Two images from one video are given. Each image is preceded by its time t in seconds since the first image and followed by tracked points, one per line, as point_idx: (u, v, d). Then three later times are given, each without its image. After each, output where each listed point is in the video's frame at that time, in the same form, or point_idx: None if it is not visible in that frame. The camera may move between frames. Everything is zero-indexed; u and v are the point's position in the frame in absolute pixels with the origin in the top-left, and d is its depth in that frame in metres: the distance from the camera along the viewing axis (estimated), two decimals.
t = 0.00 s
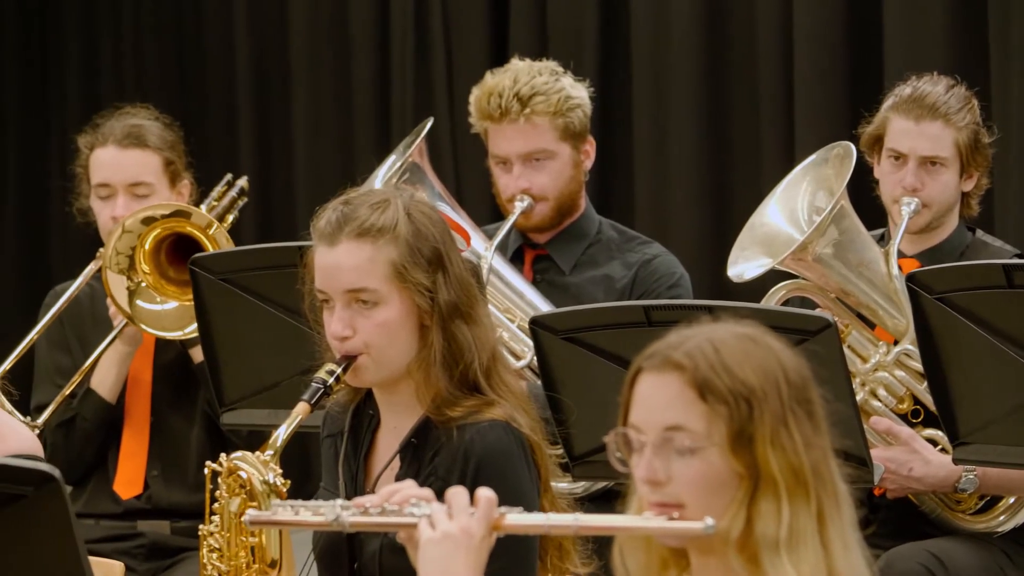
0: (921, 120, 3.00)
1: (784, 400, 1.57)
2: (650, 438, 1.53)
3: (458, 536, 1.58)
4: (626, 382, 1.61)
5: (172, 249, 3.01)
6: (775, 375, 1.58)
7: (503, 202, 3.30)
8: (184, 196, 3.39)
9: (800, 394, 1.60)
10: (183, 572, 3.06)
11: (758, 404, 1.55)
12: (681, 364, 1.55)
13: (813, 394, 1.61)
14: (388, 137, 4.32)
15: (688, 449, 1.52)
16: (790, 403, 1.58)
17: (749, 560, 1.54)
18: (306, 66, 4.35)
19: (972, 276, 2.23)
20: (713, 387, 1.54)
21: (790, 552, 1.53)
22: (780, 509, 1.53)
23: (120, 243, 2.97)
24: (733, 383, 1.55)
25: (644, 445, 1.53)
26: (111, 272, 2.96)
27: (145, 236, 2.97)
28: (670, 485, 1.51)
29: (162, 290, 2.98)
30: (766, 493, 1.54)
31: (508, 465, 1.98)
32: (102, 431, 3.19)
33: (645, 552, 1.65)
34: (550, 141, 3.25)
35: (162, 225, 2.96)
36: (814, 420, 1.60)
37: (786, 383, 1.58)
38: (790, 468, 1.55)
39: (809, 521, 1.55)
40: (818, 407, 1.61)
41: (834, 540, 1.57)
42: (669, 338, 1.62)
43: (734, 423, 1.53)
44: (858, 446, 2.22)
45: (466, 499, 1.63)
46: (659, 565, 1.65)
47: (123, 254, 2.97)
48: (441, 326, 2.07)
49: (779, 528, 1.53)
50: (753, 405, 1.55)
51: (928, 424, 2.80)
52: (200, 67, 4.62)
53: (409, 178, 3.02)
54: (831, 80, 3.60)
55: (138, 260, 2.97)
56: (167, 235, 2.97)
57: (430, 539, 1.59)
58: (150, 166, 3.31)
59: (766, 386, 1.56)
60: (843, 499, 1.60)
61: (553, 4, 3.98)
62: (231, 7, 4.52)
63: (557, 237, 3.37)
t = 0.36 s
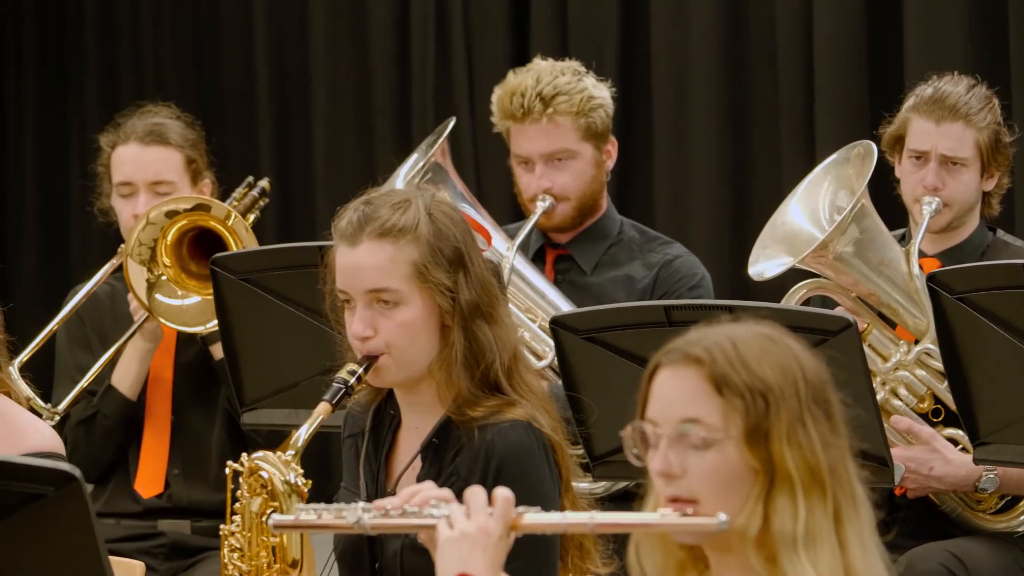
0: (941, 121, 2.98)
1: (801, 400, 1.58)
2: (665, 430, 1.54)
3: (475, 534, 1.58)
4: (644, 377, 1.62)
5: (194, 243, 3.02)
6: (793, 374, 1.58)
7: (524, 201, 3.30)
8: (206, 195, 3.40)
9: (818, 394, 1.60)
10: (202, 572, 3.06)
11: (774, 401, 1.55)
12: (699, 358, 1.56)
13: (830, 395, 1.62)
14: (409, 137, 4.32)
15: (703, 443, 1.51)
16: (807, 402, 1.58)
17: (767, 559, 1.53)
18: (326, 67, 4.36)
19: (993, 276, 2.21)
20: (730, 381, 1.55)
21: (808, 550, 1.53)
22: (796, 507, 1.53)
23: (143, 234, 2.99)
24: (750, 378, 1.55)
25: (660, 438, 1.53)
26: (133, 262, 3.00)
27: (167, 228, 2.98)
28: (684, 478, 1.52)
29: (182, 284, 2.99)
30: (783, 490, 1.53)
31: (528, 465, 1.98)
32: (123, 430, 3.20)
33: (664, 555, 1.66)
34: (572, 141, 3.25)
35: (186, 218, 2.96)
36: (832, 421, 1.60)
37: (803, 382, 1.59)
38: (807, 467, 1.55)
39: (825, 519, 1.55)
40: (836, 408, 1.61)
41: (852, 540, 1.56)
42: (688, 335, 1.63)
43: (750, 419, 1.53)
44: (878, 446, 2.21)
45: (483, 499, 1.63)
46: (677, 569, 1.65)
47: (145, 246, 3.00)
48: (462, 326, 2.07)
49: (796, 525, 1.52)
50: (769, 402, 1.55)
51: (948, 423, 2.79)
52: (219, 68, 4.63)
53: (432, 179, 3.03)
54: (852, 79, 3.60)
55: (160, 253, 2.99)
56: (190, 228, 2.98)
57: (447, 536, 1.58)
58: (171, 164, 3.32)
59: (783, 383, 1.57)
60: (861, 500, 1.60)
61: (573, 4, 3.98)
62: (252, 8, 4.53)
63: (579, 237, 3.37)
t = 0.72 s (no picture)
0: (964, 121, 2.97)
1: (816, 398, 1.57)
2: (677, 425, 1.54)
3: (492, 540, 1.58)
4: (659, 377, 1.62)
5: (217, 237, 3.03)
6: (808, 372, 1.58)
7: (547, 201, 3.29)
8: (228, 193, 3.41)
9: (833, 393, 1.60)
10: (224, 572, 3.06)
11: (787, 398, 1.55)
12: (712, 356, 1.57)
13: (846, 395, 1.61)
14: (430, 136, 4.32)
15: (714, 438, 1.51)
16: (822, 401, 1.58)
17: (785, 557, 1.52)
18: (347, 67, 4.36)
19: (1016, 276, 2.21)
20: (742, 377, 1.55)
21: (824, 547, 1.52)
22: (811, 503, 1.53)
23: (169, 223, 3.01)
24: (763, 375, 1.56)
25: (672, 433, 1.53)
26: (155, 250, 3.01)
27: (192, 219, 3.00)
28: (695, 476, 1.51)
29: (204, 276, 3.00)
30: (797, 487, 1.53)
31: (548, 465, 1.98)
32: (144, 430, 3.21)
33: (682, 560, 1.65)
34: (596, 141, 3.25)
35: (210, 209, 2.97)
36: (847, 421, 1.60)
37: (818, 381, 1.59)
38: (822, 465, 1.55)
39: (841, 517, 1.54)
40: (852, 408, 1.61)
41: (868, 538, 1.56)
42: (705, 335, 1.63)
43: (762, 416, 1.53)
44: (898, 446, 2.20)
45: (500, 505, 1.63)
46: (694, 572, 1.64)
47: (170, 234, 3.01)
48: (483, 326, 2.07)
49: (812, 521, 1.52)
50: (782, 399, 1.55)
51: (970, 423, 2.78)
52: (241, 68, 4.64)
53: (456, 179, 3.03)
54: (872, 78, 3.58)
55: (183, 243, 3.01)
56: (213, 221, 2.99)
57: (466, 543, 1.59)
58: (194, 161, 3.33)
59: (796, 381, 1.57)
60: (878, 499, 1.59)
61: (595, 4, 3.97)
62: (273, 8, 4.54)
63: (601, 237, 3.37)
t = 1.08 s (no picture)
0: (987, 120, 2.95)
1: (834, 399, 1.57)
2: (695, 425, 1.54)
3: (511, 542, 1.58)
4: (678, 376, 1.61)
5: (239, 224, 3.05)
6: (826, 372, 1.58)
7: (568, 200, 3.29)
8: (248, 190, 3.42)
9: (852, 393, 1.59)
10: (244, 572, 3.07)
11: (805, 399, 1.54)
12: (730, 355, 1.56)
13: (865, 395, 1.61)
14: (451, 137, 4.32)
15: (732, 439, 1.51)
16: (840, 401, 1.57)
17: (802, 557, 1.52)
18: (366, 68, 4.37)
19: None
20: (761, 378, 1.54)
21: (841, 548, 1.52)
22: (829, 503, 1.52)
23: (197, 203, 3.01)
24: (781, 375, 1.55)
25: (690, 433, 1.53)
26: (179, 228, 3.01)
27: (219, 202, 3.01)
28: (712, 476, 1.51)
29: (224, 262, 3.01)
30: (815, 487, 1.53)
31: (568, 465, 1.98)
32: (164, 430, 3.22)
33: (700, 559, 1.65)
34: (620, 141, 3.24)
35: (238, 194, 2.98)
36: (866, 422, 1.59)
37: (837, 381, 1.58)
38: (840, 466, 1.54)
39: (858, 517, 1.54)
40: (871, 409, 1.60)
41: (886, 538, 1.55)
42: (724, 335, 1.63)
43: (780, 416, 1.53)
44: (918, 446, 2.19)
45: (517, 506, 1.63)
46: (712, 571, 1.64)
47: (195, 214, 3.01)
48: (503, 326, 2.07)
49: (829, 521, 1.52)
50: (800, 399, 1.54)
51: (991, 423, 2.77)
52: (262, 68, 4.65)
53: (483, 178, 3.01)
54: (892, 79, 3.57)
55: (205, 226, 3.02)
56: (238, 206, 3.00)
57: (485, 545, 1.58)
58: (216, 158, 3.34)
59: (814, 381, 1.56)
60: (897, 499, 1.59)
61: (615, 4, 3.97)
62: (293, 8, 4.54)
63: (622, 237, 3.36)
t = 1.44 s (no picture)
0: (1004, 120, 2.93)
1: (850, 399, 1.56)
2: (711, 424, 1.53)
3: (528, 544, 1.58)
4: (694, 375, 1.61)
5: (260, 231, 3.04)
6: (842, 372, 1.57)
7: (587, 198, 3.28)
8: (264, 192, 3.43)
9: (867, 393, 1.59)
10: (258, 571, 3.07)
11: (821, 398, 1.54)
12: (746, 354, 1.56)
13: (880, 396, 1.60)
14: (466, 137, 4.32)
15: (748, 437, 1.51)
16: (855, 401, 1.57)
17: (816, 557, 1.52)
18: (382, 69, 4.37)
19: None
20: (777, 377, 1.54)
21: (855, 547, 1.52)
22: (844, 503, 1.52)
23: (215, 214, 3.00)
24: (797, 373, 1.55)
25: (705, 432, 1.53)
26: (201, 245, 3.02)
27: (238, 211, 3.00)
28: (728, 475, 1.51)
29: (247, 273, 3.03)
30: (830, 486, 1.52)
31: (583, 466, 1.97)
32: (178, 430, 3.22)
33: (713, 560, 1.65)
34: (641, 139, 3.24)
35: (259, 202, 2.97)
36: (881, 422, 1.59)
37: (852, 381, 1.58)
38: (855, 465, 1.54)
39: (873, 516, 1.53)
40: (886, 409, 1.60)
41: (900, 538, 1.55)
42: (740, 334, 1.62)
43: (796, 415, 1.52)
44: (933, 447, 2.18)
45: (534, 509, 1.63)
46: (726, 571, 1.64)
47: (214, 225, 3.01)
48: (518, 327, 2.07)
49: (844, 521, 1.51)
50: (816, 399, 1.54)
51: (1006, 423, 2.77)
52: (277, 69, 4.65)
53: (509, 176, 2.96)
54: (908, 79, 3.56)
55: (226, 237, 3.02)
56: (258, 215, 2.99)
57: (502, 548, 1.58)
58: (232, 159, 3.35)
59: (830, 381, 1.56)
60: (911, 499, 1.58)
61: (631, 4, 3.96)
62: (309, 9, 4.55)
63: (638, 236, 3.36)
